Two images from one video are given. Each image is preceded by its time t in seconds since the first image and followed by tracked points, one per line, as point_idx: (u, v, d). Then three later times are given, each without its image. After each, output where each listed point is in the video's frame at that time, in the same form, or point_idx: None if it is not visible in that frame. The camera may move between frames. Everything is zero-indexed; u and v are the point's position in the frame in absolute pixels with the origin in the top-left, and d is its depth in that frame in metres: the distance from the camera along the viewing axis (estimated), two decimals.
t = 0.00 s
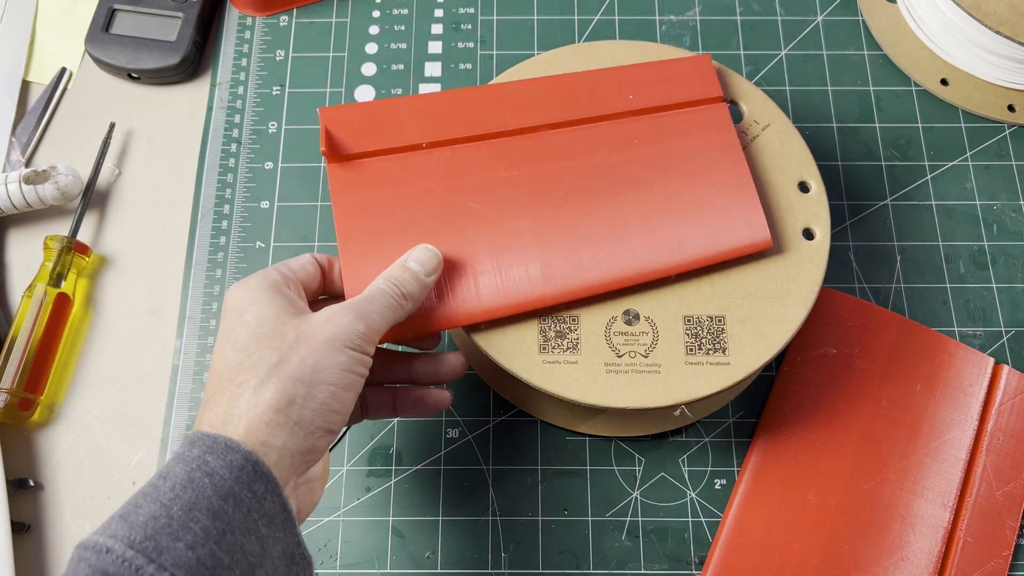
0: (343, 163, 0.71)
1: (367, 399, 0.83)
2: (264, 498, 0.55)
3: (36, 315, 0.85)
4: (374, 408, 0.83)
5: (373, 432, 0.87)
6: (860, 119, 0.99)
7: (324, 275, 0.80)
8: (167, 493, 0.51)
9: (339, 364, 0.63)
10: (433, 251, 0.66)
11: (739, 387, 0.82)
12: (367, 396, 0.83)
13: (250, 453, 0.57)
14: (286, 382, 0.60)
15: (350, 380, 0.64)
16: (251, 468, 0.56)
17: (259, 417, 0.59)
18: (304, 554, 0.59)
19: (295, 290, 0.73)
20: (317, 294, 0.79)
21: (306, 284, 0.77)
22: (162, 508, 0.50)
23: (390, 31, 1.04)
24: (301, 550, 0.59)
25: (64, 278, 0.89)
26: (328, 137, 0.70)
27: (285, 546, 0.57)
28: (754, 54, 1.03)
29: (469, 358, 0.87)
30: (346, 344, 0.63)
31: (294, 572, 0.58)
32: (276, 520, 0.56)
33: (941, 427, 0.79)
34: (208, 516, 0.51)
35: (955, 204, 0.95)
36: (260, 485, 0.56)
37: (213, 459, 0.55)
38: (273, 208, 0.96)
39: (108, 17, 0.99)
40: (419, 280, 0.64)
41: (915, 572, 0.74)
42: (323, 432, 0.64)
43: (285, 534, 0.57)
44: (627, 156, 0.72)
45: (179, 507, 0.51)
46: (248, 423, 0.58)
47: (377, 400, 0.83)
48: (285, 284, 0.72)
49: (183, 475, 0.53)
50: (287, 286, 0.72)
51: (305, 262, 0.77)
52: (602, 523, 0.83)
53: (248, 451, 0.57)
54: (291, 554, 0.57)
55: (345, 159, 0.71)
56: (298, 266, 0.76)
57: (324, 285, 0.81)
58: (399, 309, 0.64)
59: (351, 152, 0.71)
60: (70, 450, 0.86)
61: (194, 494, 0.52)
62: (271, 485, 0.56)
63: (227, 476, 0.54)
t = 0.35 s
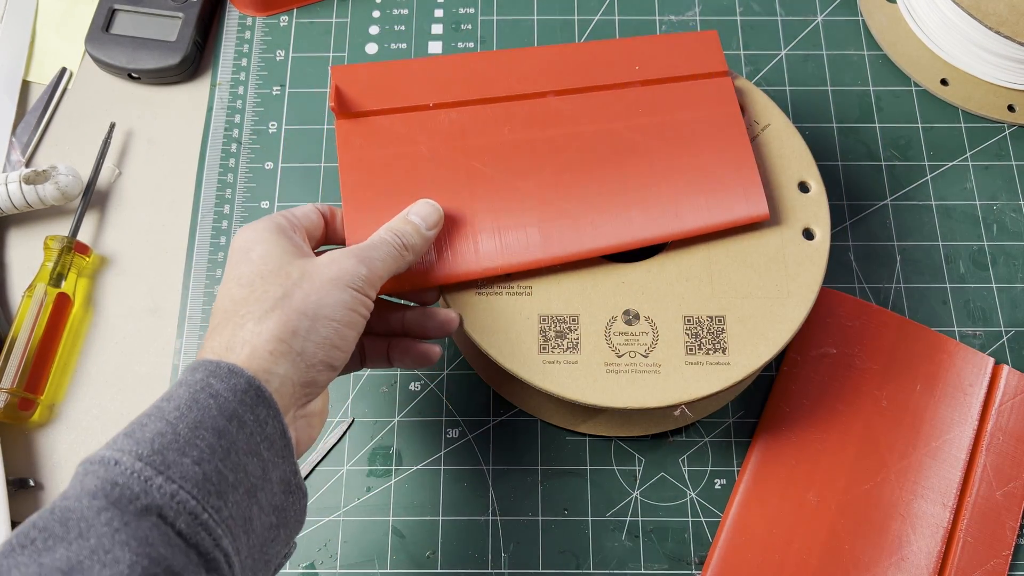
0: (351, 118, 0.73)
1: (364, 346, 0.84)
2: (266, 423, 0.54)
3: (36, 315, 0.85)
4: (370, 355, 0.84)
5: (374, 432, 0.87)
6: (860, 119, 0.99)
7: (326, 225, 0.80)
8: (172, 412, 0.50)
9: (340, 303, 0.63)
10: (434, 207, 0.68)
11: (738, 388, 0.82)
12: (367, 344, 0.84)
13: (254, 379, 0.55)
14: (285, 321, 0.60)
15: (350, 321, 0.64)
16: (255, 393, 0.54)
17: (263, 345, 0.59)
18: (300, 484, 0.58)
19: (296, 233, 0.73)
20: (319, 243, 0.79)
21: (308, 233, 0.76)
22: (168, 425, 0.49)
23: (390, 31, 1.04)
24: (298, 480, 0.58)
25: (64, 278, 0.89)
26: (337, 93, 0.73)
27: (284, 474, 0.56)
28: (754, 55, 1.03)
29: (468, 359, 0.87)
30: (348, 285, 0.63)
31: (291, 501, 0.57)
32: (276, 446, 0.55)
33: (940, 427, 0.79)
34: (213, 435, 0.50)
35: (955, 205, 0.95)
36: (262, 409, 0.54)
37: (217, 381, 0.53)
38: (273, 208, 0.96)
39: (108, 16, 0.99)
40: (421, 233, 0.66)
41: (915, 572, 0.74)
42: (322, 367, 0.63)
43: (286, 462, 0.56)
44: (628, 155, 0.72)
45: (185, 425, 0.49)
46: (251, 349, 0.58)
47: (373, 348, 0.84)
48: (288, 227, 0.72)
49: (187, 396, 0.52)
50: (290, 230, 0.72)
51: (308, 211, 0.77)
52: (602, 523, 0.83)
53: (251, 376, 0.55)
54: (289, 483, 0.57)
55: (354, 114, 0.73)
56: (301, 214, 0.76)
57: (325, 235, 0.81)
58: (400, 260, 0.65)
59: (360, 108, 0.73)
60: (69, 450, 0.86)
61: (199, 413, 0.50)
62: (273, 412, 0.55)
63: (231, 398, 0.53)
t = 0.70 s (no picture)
0: (353, 121, 0.73)
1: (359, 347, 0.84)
2: (261, 419, 0.54)
3: (36, 315, 0.85)
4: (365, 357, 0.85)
5: (374, 432, 0.87)
6: (860, 119, 0.99)
7: (331, 225, 0.81)
8: (168, 407, 0.50)
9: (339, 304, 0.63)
10: (439, 208, 0.67)
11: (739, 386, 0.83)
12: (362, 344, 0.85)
13: (249, 375, 0.55)
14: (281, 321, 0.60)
15: (349, 322, 0.64)
16: (250, 388, 0.54)
17: (258, 343, 0.58)
18: (296, 479, 0.58)
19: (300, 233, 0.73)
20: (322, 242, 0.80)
21: (314, 232, 0.77)
22: (163, 421, 0.49)
23: (390, 32, 1.04)
24: (294, 476, 0.58)
25: (65, 278, 0.89)
26: (340, 98, 0.72)
27: (279, 470, 0.56)
28: (754, 55, 1.03)
29: (469, 358, 0.87)
30: (348, 286, 0.64)
31: (287, 497, 0.57)
32: (271, 442, 0.55)
33: (940, 427, 0.79)
34: (208, 430, 0.50)
35: (955, 205, 0.95)
36: (258, 406, 0.54)
37: (212, 377, 0.53)
38: (273, 208, 0.96)
39: (108, 17, 0.99)
40: (424, 236, 0.65)
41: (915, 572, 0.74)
42: (319, 367, 0.64)
43: (280, 458, 0.56)
44: (627, 155, 0.72)
45: (179, 421, 0.49)
46: (247, 346, 0.58)
47: (369, 349, 0.84)
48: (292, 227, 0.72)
49: (182, 392, 0.52)
50: (293, 230, 0.72)
51: (312, 210, 0.77)
52: (602, 523, 0.83)
53: (247, 372, 0.55)
54: (284, 478, 0.57)
55: (356, 118, 0.73)
56: (305, 213, 0.76)
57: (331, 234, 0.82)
58: (402, 262, 0.65)
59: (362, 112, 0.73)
60: (69, 450, 0.86)
61: (194, 409, 0.50)
62: (268, 407, 0.55)
63: (227, 394, 0.53)
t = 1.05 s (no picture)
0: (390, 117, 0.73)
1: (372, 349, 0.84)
2: (272, 416, 0.54)
3: (36, 316, 0.85)
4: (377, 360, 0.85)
5: (374, 433, 0.87)
6: (860, 119, 0.99)
7: (355, 225, 0.81)
8: (180, 404, 0.50)
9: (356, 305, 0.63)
10: (464, 222, 0.68)
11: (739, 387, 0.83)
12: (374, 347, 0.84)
13: (262, 371, 0.55)
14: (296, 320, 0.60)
15: (364, 324, 0.64)
16: (263, 385, 0.54)
17: (258, 343, 0.58)
18: (307, 477, 0.58)
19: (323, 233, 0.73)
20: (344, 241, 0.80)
21: (336, 232, 0.77)
22: (176, 418, 0.49)
23: (390, 32, 1.04)
24: (305, 473, 0.58)
25: (64, 278, 0.89)
26: (381, 94, 0.73)
27: (291, 466, 0.56)
28: (754, 54, 1.03)
29: (469, 357, 0.88)
30: (366, 289, 0.64)
31: (297, 494, 0.57)
32: (283, 439, 0.55)
33: (940, 427, 0.79)
34: (220, 427, 0.50)
35: (955, 204, 0.95)
36: (269, 403, 0.54)
37: (224, 373, 0.53)
38: (273, 208, 0.96)
39: (108, 17, 0.99)
40: (447, 248, 0.66)
41: (915, 572, 0.74)
42: (331, 367, 0.64)
43: (292, 455, 0.56)
44: (628, 157, 0.72)
45: (191, 418, 0.49)
46: (262, 344, 0.58)
47: (382, 352, 0.84)
48: (315, 226, 0.73)
49: (194, 388, 0.51)
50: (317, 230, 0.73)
51: (338, 210, 0.78)
52: (602, 523, 0.83)
53: (259, 369, 0.55)
54: (295, 475, 0.57)
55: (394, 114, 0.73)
56: (329, 213, 0.76)
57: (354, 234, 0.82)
58: (422, 271, 0.66)
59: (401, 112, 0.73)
60: (69, 450, 0.86)
61: (207, 406, 0.50)
62: (280, 404, 0.55)
63: (239, 391, 0.53)
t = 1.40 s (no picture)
0: (391, 119, 0.73)
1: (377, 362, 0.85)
2: (279, 421, 0.54)
3: (36, 316, 0.85)
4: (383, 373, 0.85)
5: (374, 433, 0.87)
6: (860, 119, 0.99)
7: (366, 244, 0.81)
8: (187, 410, 0.50)
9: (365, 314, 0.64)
10: (479, 203, 0.66)
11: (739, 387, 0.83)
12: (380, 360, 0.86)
13: (268, 378, 0.54)
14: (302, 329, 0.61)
15: (374, 332, 0.66)
16: (269, 391, 0.54)
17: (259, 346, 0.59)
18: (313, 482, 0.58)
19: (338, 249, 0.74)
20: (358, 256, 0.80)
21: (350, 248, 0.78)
22: (184, 424, 0.49)
23: (390, 32, 1.04)
24: (311, 478, 0.58)
25: (65, 278, 0.89)
26: (381, 93, 0.73)
27: (297, 471, 0.56)
28: (754, 55, 1.03)
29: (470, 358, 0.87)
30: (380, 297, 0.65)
31: (304, 500, 0.57)
32: (290, 443, 0.55)
33: (941, 427, 0.79)
34: (227, 433, 0.50)
35: (955, 204, 0.95)
36: (276, 408, 0.54)
37: (231, 380, 0.53)
38: (274, 208, 0.96)
39: (108, 17, 0.99)
40: (464, 234, 0.65)
41: (915, 572, 0.74)
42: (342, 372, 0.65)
43: (298, 460, 0.56)
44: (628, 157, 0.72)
45: (199, 424, 0.49)
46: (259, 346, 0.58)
47: (388, 363, 0.86)
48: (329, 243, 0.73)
49: (202, 394, 0.51)
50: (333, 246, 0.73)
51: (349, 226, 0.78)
52: (602, 523, 0.83)
53: (266, 375, 0.55)
54: (302, 480, 0.57)
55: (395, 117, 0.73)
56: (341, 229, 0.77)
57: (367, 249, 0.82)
58: (440, 265, 0.66)
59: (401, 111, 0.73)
60: (69, 450, 0.86)
61: (214, 412, 0.50)
62: (286, 409, 0.55)
63: (245, 397, 0.52)
